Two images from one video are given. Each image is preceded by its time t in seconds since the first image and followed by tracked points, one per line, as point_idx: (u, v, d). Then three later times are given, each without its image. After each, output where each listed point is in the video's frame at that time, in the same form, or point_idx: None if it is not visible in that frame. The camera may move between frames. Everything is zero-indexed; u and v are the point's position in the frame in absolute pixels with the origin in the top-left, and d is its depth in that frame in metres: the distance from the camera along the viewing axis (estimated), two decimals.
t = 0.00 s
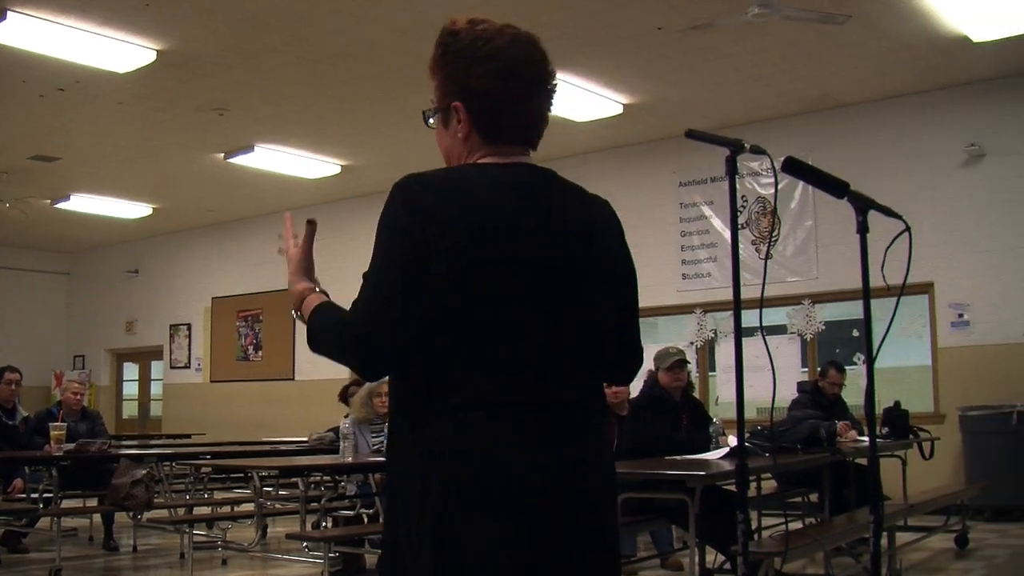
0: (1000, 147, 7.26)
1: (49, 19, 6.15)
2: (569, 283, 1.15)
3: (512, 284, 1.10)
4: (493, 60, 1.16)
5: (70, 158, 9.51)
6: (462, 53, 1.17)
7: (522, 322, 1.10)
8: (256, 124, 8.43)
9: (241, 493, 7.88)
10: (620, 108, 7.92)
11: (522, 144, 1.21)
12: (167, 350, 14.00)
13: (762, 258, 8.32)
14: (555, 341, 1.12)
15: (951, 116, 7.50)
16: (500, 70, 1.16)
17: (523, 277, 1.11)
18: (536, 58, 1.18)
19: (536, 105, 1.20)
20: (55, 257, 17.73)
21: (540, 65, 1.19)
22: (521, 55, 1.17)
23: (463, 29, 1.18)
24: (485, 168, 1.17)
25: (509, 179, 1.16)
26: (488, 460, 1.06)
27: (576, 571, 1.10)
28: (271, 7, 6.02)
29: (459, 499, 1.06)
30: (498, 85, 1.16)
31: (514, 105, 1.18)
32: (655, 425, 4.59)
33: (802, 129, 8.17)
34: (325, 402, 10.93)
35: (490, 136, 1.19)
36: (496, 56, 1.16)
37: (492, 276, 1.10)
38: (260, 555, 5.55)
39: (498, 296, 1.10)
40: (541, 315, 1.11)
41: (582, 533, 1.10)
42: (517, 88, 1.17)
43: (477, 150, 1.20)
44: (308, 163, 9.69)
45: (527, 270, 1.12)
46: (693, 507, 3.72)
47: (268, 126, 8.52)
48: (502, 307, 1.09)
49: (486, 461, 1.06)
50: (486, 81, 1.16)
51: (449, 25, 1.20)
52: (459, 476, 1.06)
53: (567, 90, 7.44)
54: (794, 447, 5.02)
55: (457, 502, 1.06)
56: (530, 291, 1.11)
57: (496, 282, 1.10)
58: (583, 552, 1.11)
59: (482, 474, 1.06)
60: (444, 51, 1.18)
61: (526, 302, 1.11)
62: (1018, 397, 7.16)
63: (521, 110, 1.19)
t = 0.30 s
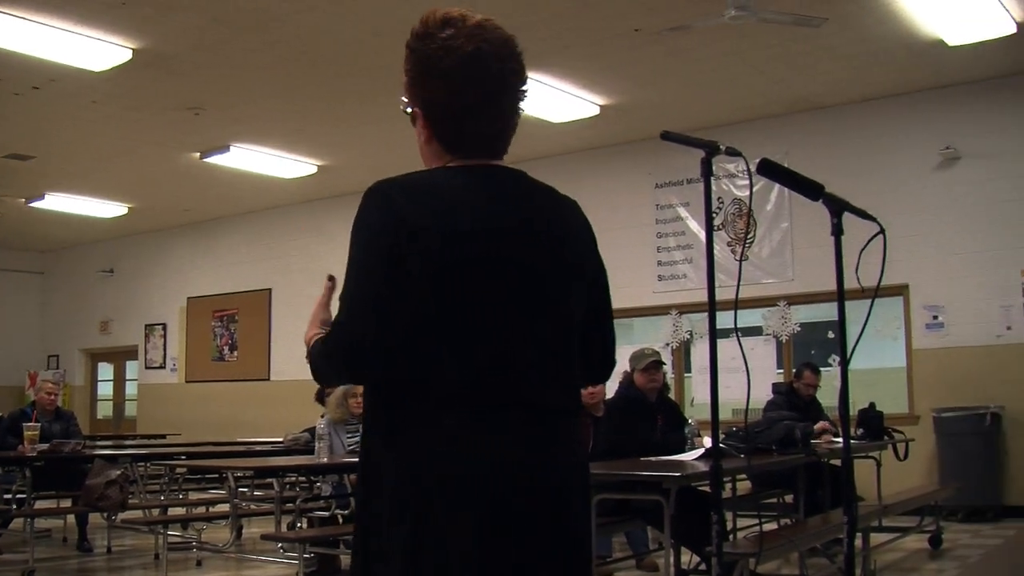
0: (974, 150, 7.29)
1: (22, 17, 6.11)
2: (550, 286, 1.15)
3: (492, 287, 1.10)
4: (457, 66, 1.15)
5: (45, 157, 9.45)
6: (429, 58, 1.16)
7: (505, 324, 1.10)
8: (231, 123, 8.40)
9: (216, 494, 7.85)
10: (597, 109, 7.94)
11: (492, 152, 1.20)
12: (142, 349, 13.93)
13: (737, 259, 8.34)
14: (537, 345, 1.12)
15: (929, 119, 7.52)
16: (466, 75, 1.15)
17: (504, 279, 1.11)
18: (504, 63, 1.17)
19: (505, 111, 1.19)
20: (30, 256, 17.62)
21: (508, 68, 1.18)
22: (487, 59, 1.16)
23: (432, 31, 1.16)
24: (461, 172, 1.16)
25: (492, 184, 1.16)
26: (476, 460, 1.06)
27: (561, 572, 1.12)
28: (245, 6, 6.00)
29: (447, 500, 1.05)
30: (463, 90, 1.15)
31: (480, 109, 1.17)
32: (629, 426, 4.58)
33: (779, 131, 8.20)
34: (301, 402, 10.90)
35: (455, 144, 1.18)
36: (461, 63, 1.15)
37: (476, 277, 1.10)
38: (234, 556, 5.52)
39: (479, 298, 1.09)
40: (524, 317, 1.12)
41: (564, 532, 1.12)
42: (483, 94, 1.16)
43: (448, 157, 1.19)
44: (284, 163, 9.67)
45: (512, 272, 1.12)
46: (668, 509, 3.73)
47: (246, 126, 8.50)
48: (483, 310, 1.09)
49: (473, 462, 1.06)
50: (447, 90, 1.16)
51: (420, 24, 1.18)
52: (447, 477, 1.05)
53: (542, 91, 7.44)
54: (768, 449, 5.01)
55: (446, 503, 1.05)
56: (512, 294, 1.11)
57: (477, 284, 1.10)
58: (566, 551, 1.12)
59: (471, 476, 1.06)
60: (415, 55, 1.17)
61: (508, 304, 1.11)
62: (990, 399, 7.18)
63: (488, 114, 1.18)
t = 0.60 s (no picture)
0: (948, 153, 7.34)
1: None
2: (529, 284, 1.16)
3: (476, 288, 1.11)
4: (432, 64, 1.15)
5: (17, 156, 9.39)
6: (402, 55, 1.16)
7: (485, 323, 1.11)
8: (206, 122, 8.37)
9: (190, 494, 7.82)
10: (573, 111, 7.96)
11: (466, 150, 1.21)
12: (116, 350, 13.85)
13: (713, 261, 8.37)
14: (519, 343, 1.13)
15: (902, 122, 7.57)
16: (440, 73, 1.16)
17: (484, 278, 1.12)
18: (477, 60, 1.18)
19: (479, 109, 1.19)
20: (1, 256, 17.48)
21: (481, 66, 1.18)
22: (460, 57, 1.16)
23: (406, 30, 1.17)
24: (436, 172, 1.17)
25: (468, 183, 1.17)
26: (470, 461, 1.07)
27: (557, 567, 1.15)
28: (221, 5, 5.98)
29: (445, 502, 1.06)
30: (437, 87, 1.16)
31: (454, 105, 1.17)
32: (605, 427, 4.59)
33: (756, 133, 8.23)
34: (276, 403, 10.86)
35: (430, 138, 1.18)
36: (434, 61, 1.16)
37: (458, 277, 1.11)
38: (208, 557, 5.48)
39: (464, 300, 1.10)
40: (504, 315, 1.12)
41: (549, 526, 1.14)
42: (457, 90, 1.17)
43: (422, 156, 1.20)
44: (259, 163, 9.64)
45: (493, 270, 1.13)
46: (642, 511, 3.75)
47: (222, 126, 8.48)
48: (467, 311, 1.10)
49: (470, 463, 1.07)
50: (421, 87, 1.16)
51: (391, 24, 1.18)
52: (445, 479, 1.06)
53: (519, 92, 7.44)
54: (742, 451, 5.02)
55: (443, 505, 1.06)
56: (492, 292, 1.12)
57: (459, 287, 1.10)
58: (551, 545, 1.14)
59: (470, 478, 1.07)
60: (388, 54, 1.17)
61: (489, 303, 1.12)
62: (962, 400, 7.23)
63: (462, 109, 1.18)
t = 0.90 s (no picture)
0: (929, 155, 7.36)
1: None
2: (520, 283, 1.17)
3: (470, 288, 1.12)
4: (422, 65, 1.15)
5: None
6: (391, 56, 1.15)
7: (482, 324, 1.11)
8: (187, 120, 8.34)
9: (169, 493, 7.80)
10: (556, 111, 7.96)
11: (449, 152, 1.21)
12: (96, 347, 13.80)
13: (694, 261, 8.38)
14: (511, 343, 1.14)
15: (882, 124, 7.59)
16: (428, 75, 1.15)
17: (480, 277, 1.13)
18: (463, 63, 1.17)
19: (464, 110, 1.19)
20: None
21: (468, 69, 1.18)
22: (447, 60, 1.16)
23: (393, 30, 1.16)
24: (426, 173, 1.16)
25: (457, 183, 1.17)
26: (474, 462, 1.08)
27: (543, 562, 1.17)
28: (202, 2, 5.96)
29: (450, 501, 1.07)
30: (424, 89, 1.16)
31: (441, 106, 1.17)
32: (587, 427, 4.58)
33: (738, 134, 8.24)
34: (257, 401, 10.84)
35: (415, 137, 1.18)
36: (424, 63, 1.15)
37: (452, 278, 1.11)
38: (186, 556, 5.46)
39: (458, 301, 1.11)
40: (498, 317, 1.13)
41: (535, 525, 1.15)
42: (444, 92, 1.17)
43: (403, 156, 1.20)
44: (240, 160, 9.62)
45: (489, 272, 1.14)
46: (624, 510, 3.75)
47: (204, 124, 8.44)
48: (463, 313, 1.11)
49: (476, 463, 1.08)
50: (411, 86, 1.15)
51: (378, 23, 1.17)
52: (450, 479, 1.06)
53: (501, 91, 7.44)
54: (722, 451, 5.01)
55: (449, 504, 1.07)
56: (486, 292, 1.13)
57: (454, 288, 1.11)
58: (537, 542, 1.16)
59: (474, 478, 1.08)
60: (375, 54, 1.16)
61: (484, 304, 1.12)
62: (942, 402, 7.25)
63: (449, 109, 1.18)
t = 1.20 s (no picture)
0: (908, 157, 7.39)
1: None
2: (505, 283, 1.17)
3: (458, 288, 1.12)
4: (409, 66, 1.15)
5: None
6: (376, 54, 1.15)
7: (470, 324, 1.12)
8: (167, 118, 8.32)
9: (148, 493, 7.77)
10: (538, 111, 7.96)
11: (429, 151, 1.20)
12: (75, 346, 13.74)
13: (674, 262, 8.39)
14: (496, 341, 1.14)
15: (863, 126, 7.62)
16: (412, 72, 1.15)
17: (458, 277, 1.12)
18: (448, 64, 1.17)
19: (445, 109, 1.19)
20: None
21: (452, 70, 1.19)
22: (432, 58, 1.16)
23: (379, 30, 1.16)
24: (406, 171, 1.15)
25: (440, 182, 1.17)
26: (466, 462, 1.09)
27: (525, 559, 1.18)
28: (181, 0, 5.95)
29: (445, 502, 1.07)
30: (409, 88, 1.16)
31: (425, 106, 1.17)
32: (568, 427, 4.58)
33: (718, 136, 8.25)
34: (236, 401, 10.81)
35: (399, 136, 1.17)
36: (408, 62, 1.15)
37: (441, 277, 1.11)
38: (164, 555, 5.44)
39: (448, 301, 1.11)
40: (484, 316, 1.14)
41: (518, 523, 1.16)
42: (428, 91, 1.17)
43: (383, 154, 1.19)
44: (220, 159, 9.59)
45: (473, 269, 1.14)
46: (603, 510, 3.75)
47: (184, 122, 8.42)
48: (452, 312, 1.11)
49: (464, 458, 1.08)
50: (399, 85, 1.15)
51: (363, 22, 1.17)
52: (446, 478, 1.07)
53: (481, 92, 7.44)
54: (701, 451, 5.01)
55: (445, 503, 1.07)
56: (472, 292, 1.13)
57: (443, 287, 1.11)
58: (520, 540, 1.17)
59: (467, 476, 1.09)
60: (359, 53, 1.16)
61: (470, 303, 1.12)
62: (921, 404, 7.28)
63: (435, 108, 1.18)
